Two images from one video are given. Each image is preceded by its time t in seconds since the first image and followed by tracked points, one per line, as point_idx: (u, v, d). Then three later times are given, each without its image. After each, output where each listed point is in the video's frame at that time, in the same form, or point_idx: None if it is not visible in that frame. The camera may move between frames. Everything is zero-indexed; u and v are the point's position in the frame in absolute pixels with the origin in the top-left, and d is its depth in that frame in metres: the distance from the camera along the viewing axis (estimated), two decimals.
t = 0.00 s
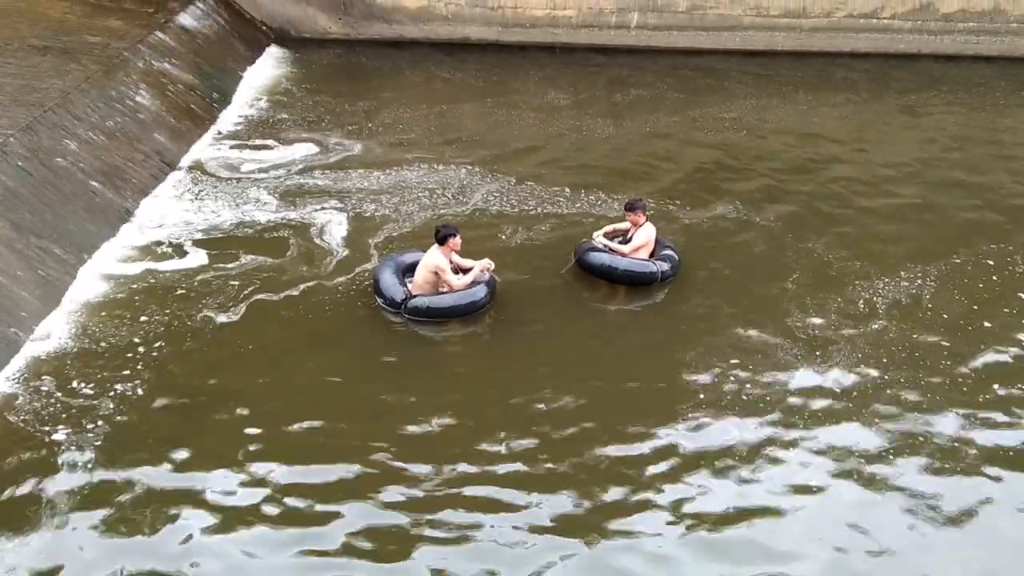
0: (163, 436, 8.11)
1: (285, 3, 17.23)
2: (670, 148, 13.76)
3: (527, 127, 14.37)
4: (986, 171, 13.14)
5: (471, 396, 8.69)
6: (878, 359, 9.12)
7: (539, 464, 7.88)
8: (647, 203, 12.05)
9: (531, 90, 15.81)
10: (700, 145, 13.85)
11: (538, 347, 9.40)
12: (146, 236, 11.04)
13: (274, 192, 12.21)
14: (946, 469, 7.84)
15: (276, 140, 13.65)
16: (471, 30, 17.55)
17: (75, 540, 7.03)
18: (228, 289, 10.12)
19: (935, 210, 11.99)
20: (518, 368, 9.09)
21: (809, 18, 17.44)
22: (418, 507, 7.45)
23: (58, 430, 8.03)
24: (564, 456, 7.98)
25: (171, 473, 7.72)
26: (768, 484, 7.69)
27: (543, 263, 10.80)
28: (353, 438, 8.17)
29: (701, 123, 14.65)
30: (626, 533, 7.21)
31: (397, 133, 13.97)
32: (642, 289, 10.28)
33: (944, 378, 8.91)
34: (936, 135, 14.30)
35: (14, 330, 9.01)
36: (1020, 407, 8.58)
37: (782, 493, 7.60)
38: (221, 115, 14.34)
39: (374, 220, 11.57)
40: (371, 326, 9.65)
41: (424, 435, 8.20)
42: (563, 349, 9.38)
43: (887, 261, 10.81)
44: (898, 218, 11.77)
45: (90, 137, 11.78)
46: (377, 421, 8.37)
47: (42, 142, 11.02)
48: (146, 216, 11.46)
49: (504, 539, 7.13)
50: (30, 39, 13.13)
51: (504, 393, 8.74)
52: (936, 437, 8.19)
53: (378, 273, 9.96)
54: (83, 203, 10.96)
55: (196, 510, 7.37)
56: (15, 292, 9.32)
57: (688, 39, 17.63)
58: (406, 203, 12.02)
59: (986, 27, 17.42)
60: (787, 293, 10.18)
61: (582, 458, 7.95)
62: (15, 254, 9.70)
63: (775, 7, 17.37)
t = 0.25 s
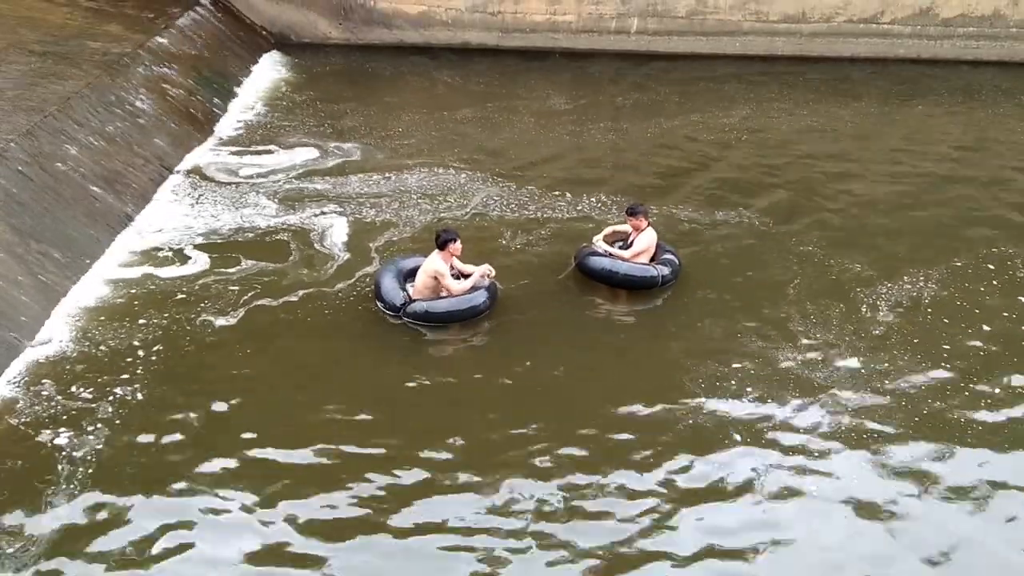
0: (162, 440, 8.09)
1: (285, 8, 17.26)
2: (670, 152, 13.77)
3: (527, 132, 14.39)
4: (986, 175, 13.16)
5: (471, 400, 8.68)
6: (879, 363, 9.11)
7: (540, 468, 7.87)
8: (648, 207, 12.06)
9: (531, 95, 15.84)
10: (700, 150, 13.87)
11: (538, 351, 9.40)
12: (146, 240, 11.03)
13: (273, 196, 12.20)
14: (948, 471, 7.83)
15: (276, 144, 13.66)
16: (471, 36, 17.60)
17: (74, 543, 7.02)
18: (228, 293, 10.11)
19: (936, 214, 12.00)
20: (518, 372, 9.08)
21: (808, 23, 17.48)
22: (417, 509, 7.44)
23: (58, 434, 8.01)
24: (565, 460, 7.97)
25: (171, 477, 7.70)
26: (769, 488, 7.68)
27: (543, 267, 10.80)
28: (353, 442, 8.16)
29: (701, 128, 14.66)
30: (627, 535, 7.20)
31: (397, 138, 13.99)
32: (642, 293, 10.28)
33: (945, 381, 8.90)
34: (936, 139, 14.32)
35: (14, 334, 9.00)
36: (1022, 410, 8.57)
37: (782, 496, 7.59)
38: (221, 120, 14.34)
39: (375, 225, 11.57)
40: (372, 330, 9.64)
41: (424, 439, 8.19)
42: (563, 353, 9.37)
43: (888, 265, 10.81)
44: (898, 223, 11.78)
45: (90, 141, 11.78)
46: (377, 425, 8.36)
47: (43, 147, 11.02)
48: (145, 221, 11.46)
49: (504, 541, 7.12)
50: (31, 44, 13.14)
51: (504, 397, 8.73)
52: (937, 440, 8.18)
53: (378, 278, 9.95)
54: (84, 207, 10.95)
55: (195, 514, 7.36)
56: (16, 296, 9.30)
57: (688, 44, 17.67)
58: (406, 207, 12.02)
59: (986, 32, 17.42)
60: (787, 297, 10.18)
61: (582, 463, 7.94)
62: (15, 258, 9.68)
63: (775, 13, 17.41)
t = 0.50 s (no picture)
0: (163, 439, 8.10)
1: (285, 7, 17.25)
2: (670, 151, 13.77)
3: (527, 130, 14.39)
4: (987, 174, 13.17)
5: (472, 400, 8.68)
6: (879, 363, 9.13)
7: (541, 468, 7.89)
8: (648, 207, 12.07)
9: (531, 93, 15.83)
10: (700, 148, 13.87)
11: (539, 351, 9.41)
12: (146, 239, 11.04)
13: (273, 195, 12.21)
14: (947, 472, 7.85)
15: (276, 143, 13.66)
16: (471, 34, 17.60)
17: (76, 542, 7.04)
18: (229, 293, 10.12)
19: (936, 213, 12.01)
20: (519, 372, 9.09)
21: (809, 22, 17.48)
22: (418, 510, 7.46)
23: (58, 433, 8.02)
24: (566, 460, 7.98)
25: (172, 477, 7.71)
26: (769, 487, 7.70)
27: (544, 266, 10.80)
28: (354, 441, 8.17)
29: (701, 126, 14.67)
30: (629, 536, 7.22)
31: (398, 137, 13.99)
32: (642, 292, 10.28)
33: (946, 381, 8.91)
34: (936, 138, 14.33)
35: (15, 333, 9.00)
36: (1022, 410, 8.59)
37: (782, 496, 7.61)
38: (221, 118, 14.34)
39: (375, 224, 11.57)
40: (372, 329, 9.65)
41: (425, 438, 8.21)
42: (563, 353, 9.38)
43: (888, 264, 10.82)
44: (898, 222, 11.79)
45: (90, 140, 11.77)
46: (377, 425, 8.37)
47: (43, 146, 11.02)
48: (145, 220, 11.46)
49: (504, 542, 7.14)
50: (31, 43, 13.13)
51: (505, 397, 8.73)
52: (936, 439, 8.20)
53: (379, 277, 9.96)
54: (84, 206, 10.95)
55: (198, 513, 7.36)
56: (16, 296, 9.31)
57: (688, 43, 17.67)
58: (406, 206, 12.03)
59: (986, 31, 17.42)
60: (788, 296, 10.20)
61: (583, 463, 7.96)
62: (16, 258, 9.68)
63: (776, 11, 17.40)
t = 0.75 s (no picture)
0: (163, 439, 8.10)
1: (285, 7, 17.24)
2: (671, 151, 13.77)
3: (527, 130, 14.38)
4: (987, 174, 13.16)
5: (472, 400, 8.68)
6: (879, 363, 9.12)
7: (541, 467, 7.88)
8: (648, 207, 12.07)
9: (531, 94, 15.83)
10: (700, 148, 13.87)
11: (539, 351, 9.40)
12: (145, 239, 11.03)
13: (272, 195, 12.20)
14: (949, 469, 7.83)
15: (276, 143, 13.65)
16: (471, 34, 17.60)
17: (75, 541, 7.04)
18: (229, 293, 10.11)
19: (936, 213, 12.00)
20: (519, 372, 9.09)
21: (809, 22, 17.47)
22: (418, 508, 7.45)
23: (58, 433, 8.02)
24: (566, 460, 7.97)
25: (173, 477, 7.70)
26: (770, 487, 7.68)
27: (544, 266, 10.80)
28: (353, 441, 8.17)
29: (701, 126, 14.66)
30: (628, 533, 7.21)
31: (397, 137, 13.98)
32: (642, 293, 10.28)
33: (946, 381, 8.91)
34: (936, 138, 14.33)
35: (14, 333, 9.00)
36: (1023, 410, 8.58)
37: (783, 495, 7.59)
38: (221, 119, 14.34)
39: (375, 224, 11.57)
40: (372, 329, 9.64)
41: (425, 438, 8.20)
42: (563, 353, 9.38)
43: (888, 264, 10.82)
44: (899, 222, 11.78)
45: (90, 140, 11.77)
46: (377, 425, 8.36)
47: (43, 146, 11.01)
48: (145, 220, 11.46)
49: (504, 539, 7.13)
50: (31, 43, 13.13)
51: (505, 397, 8.73)
52: (937, 438, 8.19)
53: (379, 278, 9.95)
54: (84, 207, 10.95)
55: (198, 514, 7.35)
56: (16, 296, 9.30)
57: (688, 43, 17.67)
58: (406, 206, 12.02)
59: (986, 31, 17.42)
60: (788, 297, 10.19)
61: (583, 462, 7.94)
62: (16, 258, 9.68)
63: (776, 11, 17.39)
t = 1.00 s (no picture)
0: (163, 437, 8.10)
1: (284, 5, 17.24)
2: (671, 150, 13.77)
3: (527, 129, 14.38)
4: (986, 172, 13.18)
5: (472, 398, 8.68)
6: (879, 361, 9.13)
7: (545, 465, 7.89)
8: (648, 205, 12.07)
9: (531, 92, 15.83)
10: (700, 147, 13.88)
11: (540, 350, 9.40)
12: (145, 238, 11.03)
13: (271, 194, 12.21)
14: (947, 468, 7.85)
15: (275, 142, 13.65)
16: (470, 33, 17.60)
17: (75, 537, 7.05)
18: (228, 291, 10.11)
19: (936, 211, 12.02)
20: (519, 370, 9.10)
21: (809, 20, 17.48)
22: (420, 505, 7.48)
23: (57, 431, 8.02)
24: (565, 458, 7.98)
25: (172, 475, 7.71)
26: (769, 484, 7.69)
27: (544, 264, 10.80)
28: (353, 439, 8.18)
29: (701, 125, 14.67)
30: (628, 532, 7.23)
31: (397, 136, 13.99)
32: (642, 290, 10.28)
33: (947, 379, 8.92)
34: (936, 136, 14.35)
35: (14, 331, 9.00)
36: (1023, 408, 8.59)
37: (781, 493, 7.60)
38: (220, 117, 14.34)
39: (375, 222, 11.57)
40: (372, 327, 9.65)
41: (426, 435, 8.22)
42: (563, 351, 9.38)
43: (889, 262, 10.83)
44: (898, 220, 11.80)
45: (90, 139, 11.77)
46: (376, 423, 8.37)
47: (42, 144, 11.01)
48: (144, 218, 11.45)
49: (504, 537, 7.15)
50: (31, 41, 13.12)
51: (505, 395, 8.74)
52: (936, 437, 8.20)
53: (378, 276, 9.95)
54: (83, 205, 10.95)
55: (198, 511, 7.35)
56: (15, 294, 9.30)
57: (688, 41, 17.67)
58: (406, 204, 12.02)
59: (986, 29, 17.43)
60: (788, 294, 10.20)
61: (582, 460, 7.95)
62: (15, 256, 9.68)
63: (776, 10, 17.39)
